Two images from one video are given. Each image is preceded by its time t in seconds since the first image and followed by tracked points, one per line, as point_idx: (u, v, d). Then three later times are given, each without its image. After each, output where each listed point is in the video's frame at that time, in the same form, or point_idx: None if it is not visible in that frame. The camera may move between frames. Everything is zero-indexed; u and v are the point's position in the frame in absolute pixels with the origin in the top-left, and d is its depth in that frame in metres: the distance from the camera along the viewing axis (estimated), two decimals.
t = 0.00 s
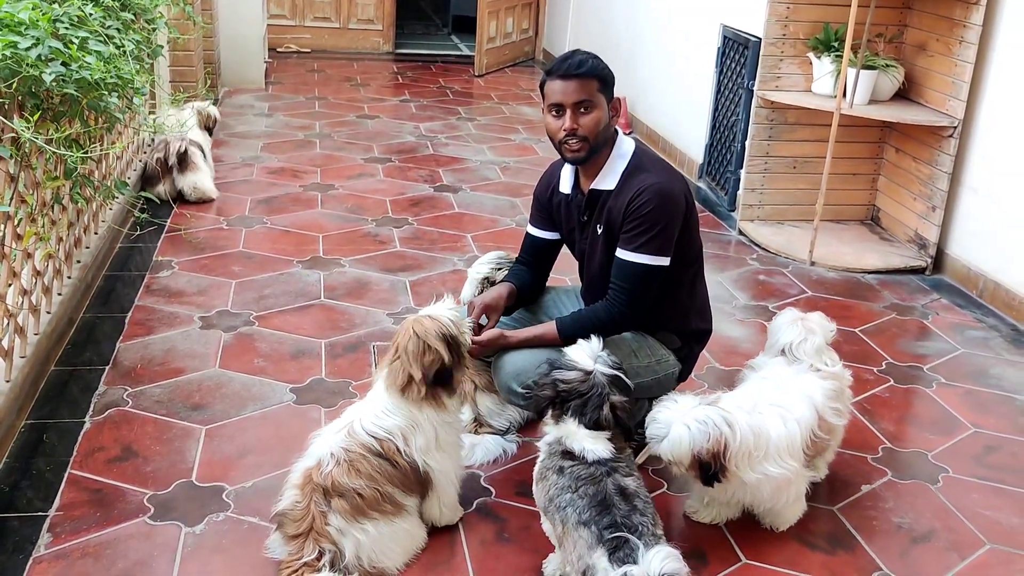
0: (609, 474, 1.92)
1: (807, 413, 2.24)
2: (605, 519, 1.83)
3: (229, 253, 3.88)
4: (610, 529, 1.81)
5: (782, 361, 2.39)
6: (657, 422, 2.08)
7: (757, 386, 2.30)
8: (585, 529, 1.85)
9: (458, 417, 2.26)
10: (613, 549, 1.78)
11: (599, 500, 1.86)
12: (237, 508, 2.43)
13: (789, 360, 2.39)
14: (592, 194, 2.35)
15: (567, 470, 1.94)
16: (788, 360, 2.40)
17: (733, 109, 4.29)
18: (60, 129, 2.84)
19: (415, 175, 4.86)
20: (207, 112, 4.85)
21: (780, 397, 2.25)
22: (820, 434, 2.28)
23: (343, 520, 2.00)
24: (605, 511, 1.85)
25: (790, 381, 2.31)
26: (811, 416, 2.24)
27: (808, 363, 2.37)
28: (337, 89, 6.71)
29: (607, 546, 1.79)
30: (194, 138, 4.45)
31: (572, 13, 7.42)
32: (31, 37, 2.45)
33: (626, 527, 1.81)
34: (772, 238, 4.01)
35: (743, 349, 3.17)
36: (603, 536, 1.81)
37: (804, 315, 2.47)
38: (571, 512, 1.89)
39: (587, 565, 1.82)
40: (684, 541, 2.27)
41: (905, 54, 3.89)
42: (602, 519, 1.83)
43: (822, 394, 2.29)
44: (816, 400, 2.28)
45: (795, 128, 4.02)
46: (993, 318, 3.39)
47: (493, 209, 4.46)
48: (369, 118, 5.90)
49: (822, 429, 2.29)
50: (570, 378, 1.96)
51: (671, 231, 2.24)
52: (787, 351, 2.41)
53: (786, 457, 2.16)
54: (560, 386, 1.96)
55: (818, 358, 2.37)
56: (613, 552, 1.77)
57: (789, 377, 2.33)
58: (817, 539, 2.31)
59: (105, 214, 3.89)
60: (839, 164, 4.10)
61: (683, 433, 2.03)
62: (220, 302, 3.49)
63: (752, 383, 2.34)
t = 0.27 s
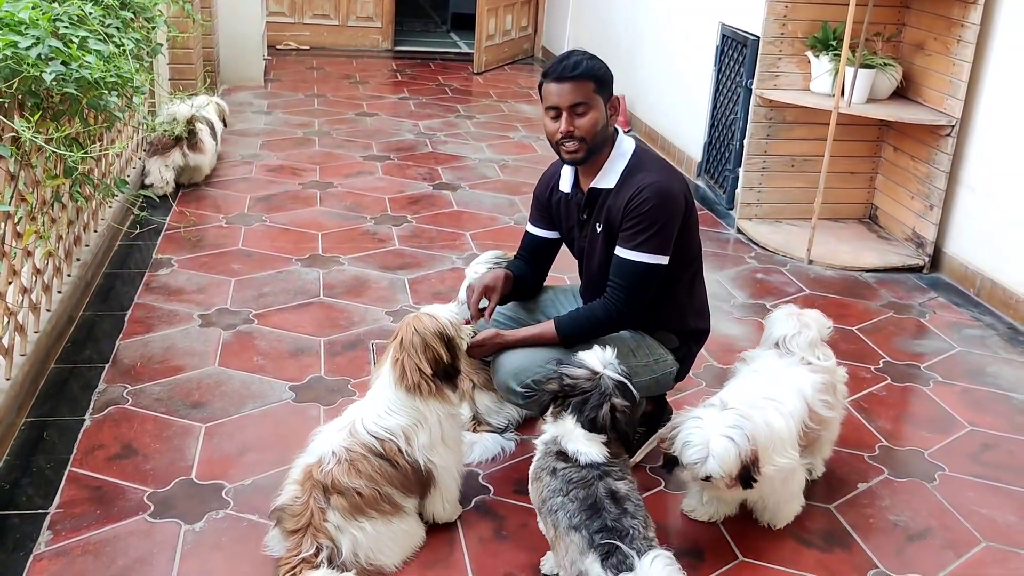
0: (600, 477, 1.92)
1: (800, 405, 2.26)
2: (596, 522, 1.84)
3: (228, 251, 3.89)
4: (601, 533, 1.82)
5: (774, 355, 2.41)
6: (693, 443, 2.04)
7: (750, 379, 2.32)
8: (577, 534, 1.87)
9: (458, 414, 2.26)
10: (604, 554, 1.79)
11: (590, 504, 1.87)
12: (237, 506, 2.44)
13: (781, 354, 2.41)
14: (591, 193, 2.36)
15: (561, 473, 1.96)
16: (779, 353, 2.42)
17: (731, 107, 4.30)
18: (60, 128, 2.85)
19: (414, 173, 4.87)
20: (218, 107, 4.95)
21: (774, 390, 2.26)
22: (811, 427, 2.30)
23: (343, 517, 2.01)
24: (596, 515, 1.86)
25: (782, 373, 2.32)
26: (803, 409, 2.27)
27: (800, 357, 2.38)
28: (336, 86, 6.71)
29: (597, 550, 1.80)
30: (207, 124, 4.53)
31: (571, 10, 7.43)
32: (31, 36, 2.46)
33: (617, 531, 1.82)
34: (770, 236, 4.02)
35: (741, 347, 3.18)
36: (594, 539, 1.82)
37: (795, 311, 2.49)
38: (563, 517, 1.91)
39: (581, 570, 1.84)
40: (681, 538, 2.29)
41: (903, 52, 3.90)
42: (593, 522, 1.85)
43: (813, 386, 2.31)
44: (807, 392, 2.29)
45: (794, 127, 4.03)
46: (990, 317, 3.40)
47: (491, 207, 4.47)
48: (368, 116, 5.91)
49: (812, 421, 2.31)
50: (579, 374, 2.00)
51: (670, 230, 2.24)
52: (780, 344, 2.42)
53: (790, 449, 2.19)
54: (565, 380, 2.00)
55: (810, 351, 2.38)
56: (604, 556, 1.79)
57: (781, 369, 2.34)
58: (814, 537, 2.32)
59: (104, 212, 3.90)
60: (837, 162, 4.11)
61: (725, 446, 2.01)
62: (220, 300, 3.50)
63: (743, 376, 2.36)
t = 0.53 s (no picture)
0: (594, 479, 1.93)
1: (796, 404, 2.27)
2: (590, 525, 1.85)
3: (227, 249, 3.89)
4: (596, 536, 1.83)
5: (766, 353, 2.41)
6: (732, 465, 1.98)
7: (745, 379, 2.31)
8: (572, 536, 1.88)
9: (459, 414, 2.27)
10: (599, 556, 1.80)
11: (585, 507, 1.88)
12: (237, 505, 2.45)
13: (773, 352, 2.42)
14: (591, 194, 2.36)
15: (555, 473, 1.98)
16: (771, 351, 2.42)
17: (730, 106, 4.30)
18: (60, 128, 2.85)
19: (413, 172, 4.87)
20: (231, 96, 5.11)
21: (770, 388, 2.26)
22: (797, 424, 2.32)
23: (343, 515, 2.02)
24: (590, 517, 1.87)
25: (775, 371, 2.32)
26: (798, 408, 2.28)
27: (792, 355, 2.39)
28: (335, 84, 6.70)
29: (591, 553, 1.81)
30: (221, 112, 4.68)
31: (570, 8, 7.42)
32: (31, 37, 2.46)
33: (612, 533, 1.83)
34: (769, 235, 4.03)
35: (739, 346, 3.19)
36: (589, 542, 1.83)
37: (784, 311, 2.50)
38: (558, 519, 1.92)
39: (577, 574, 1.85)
40: (679, 538, 2.29)
41: (901, 51, 3.90)
42: (587, 525, 1.86)
43: (803, 384, 2.32)
44: (798, 390, 2.30)
45: (793, 126, 4.03)
46: (988, 316, 3.40)
47: (490, 206, 4.48)
48: (367, 114, 5.90)
49: (802, 419, 2.32)
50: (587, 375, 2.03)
51: (669, 230, 2.25)
52: (773, 342, 2.43)
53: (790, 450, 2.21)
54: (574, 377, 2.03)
55: (802, 350, 2.39)
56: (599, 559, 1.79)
57: (773, 368, 2.34)
58: (811, 536, 2.33)
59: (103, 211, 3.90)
60: (835, 161, 4.12)
61: (761, 462, 1.98)
62: (219, 299, 3.50)
63: (736, 375, 2.35)
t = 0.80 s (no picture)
0: (594, 478, 1.93)
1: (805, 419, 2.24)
2: (589, 525, 1.85)
3: (227, 248, 3.90)
4: (595, 537, 1.84)
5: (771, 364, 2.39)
6: (792, 529, 1.89)
7: (761, 397, 2.24)
8: (571, 536, 1.88)
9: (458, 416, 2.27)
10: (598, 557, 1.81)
11: (584, 506, 1.89)
12: (236, 503, 2.46)
13: (779, 363, 2.38)
14: (587, 194, 2.36)
15: (555, 471, 1.98)
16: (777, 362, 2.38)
17: (729, 104, 4.31)
18: (59, 127, 2.85)
19: (412, 170, 4.88)
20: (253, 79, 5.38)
21: (782, 405, 2.22)
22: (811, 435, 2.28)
23: (340, 516, 2.03)
24: (590, 515, 1.87)
25: (784, 386, 2.29)
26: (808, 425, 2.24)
27: (798, 365, 2.36)
28: (335, 82, 6.70)
29: (591, 553, 1.82)
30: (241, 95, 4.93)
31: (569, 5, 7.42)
32: (30, 36, 2.46)
33: (610, 534, 1.83)
34: (768, 233, 4.03)
35: (737, 344, 3.20)
36: (589, 543, 1.84)
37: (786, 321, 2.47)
38: (557, 518, 1.93)
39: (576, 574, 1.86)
40: (678, 536, 2.30)
41: (900, 50, 3.91)
42: (586, 525, 1.86)
43: (812, 396, 2.29)
44: (808, 402, 2.26)
45: (791, 124, 4.03)
46: (986, 314, 3.41)
47: (489, 204, 4.48)
48: (367, 112, 5.90)
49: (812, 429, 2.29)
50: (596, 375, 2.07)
51: (665, 230, 2.25)
52: (778, 353, 2.40)
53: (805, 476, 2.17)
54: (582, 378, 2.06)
55: (808, 360, 2.36)
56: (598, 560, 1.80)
57: (778, 381, 2.31)
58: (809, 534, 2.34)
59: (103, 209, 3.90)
60: (834, 159, 4.12)
61: (816, 521, 1.92)
62: (218, 297, 3.51)
63: (746, 391, 2.30)
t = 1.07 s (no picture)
0: (597, 477, 1.94)
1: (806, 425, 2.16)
2: (591, 525, 1.86)
3: (227, 247, 3.90)
4: (597, 537, 1.84)
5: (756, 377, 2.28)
6: (813, 533, 1.80)
7: (758, 413, 2.14)
8: (572, 535, 1.89)
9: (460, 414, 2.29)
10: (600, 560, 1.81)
11: (587, 507, 1.89)
12: (237, 503, 2.46)
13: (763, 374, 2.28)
14: (586, 194, 2.37)
15: (558, 467, 1.99)
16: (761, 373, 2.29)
17: (729, 103, 4.31)
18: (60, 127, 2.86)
19: (412, 168, 4.88)
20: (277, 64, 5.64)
21: (781, 415, 2.13)
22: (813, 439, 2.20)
23: (344, 519, 2.04)
24: (591, 515, 1.88)
25: (775, 396, 2.19)
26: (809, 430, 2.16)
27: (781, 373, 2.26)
28: (335, 80, 6.70)
29: (593, 554, 1.83)
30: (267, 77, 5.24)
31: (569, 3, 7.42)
32: (31, 37, 2.47)
33: (612, 535, 1.84)
34: (767, 232, 4.04)
35: (737, 343, 3.20)
36: (591, 545, 1.84)
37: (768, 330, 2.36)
38: (559, 517, 1.93)
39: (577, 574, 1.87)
40: (677, 536, 2.31)
41: (900, 49, 3.91)
42: (588, 526, 1.87)
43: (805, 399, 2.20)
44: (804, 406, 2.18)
45: (791, 123, 4.03)
46: (985, 313, 3.42)
47: (489, 203, 4.48)
48: (367, 110, 5.90)
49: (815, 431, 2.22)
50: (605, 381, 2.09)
51: (664, 230, 2.26)
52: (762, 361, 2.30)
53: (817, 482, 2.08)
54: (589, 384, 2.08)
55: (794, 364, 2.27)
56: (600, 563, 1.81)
57: (769, 392, 2.21)
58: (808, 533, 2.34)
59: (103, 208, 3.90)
60: (833, 158, 4.12)
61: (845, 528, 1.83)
62: (219, 297, 3.51)
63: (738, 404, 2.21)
